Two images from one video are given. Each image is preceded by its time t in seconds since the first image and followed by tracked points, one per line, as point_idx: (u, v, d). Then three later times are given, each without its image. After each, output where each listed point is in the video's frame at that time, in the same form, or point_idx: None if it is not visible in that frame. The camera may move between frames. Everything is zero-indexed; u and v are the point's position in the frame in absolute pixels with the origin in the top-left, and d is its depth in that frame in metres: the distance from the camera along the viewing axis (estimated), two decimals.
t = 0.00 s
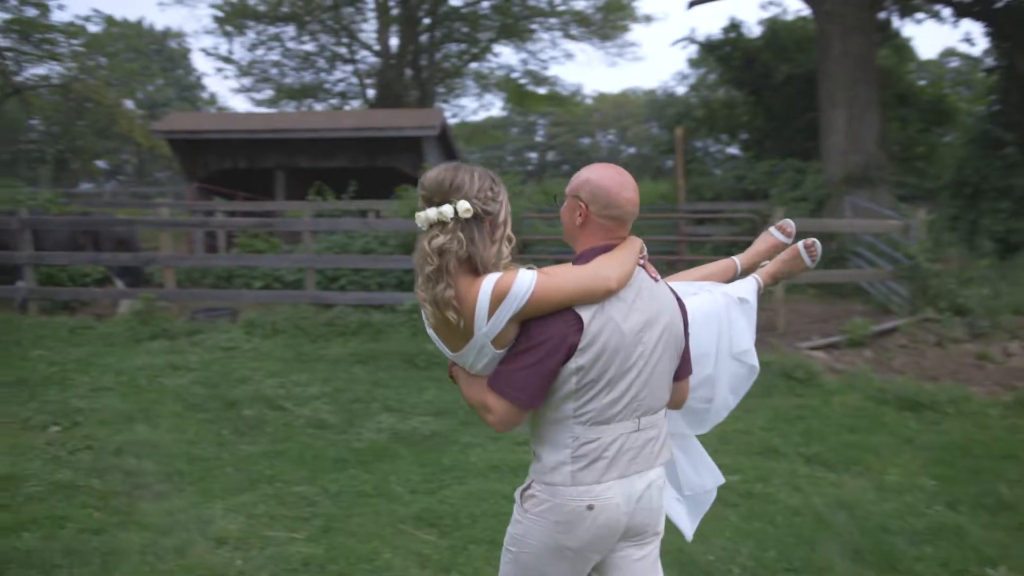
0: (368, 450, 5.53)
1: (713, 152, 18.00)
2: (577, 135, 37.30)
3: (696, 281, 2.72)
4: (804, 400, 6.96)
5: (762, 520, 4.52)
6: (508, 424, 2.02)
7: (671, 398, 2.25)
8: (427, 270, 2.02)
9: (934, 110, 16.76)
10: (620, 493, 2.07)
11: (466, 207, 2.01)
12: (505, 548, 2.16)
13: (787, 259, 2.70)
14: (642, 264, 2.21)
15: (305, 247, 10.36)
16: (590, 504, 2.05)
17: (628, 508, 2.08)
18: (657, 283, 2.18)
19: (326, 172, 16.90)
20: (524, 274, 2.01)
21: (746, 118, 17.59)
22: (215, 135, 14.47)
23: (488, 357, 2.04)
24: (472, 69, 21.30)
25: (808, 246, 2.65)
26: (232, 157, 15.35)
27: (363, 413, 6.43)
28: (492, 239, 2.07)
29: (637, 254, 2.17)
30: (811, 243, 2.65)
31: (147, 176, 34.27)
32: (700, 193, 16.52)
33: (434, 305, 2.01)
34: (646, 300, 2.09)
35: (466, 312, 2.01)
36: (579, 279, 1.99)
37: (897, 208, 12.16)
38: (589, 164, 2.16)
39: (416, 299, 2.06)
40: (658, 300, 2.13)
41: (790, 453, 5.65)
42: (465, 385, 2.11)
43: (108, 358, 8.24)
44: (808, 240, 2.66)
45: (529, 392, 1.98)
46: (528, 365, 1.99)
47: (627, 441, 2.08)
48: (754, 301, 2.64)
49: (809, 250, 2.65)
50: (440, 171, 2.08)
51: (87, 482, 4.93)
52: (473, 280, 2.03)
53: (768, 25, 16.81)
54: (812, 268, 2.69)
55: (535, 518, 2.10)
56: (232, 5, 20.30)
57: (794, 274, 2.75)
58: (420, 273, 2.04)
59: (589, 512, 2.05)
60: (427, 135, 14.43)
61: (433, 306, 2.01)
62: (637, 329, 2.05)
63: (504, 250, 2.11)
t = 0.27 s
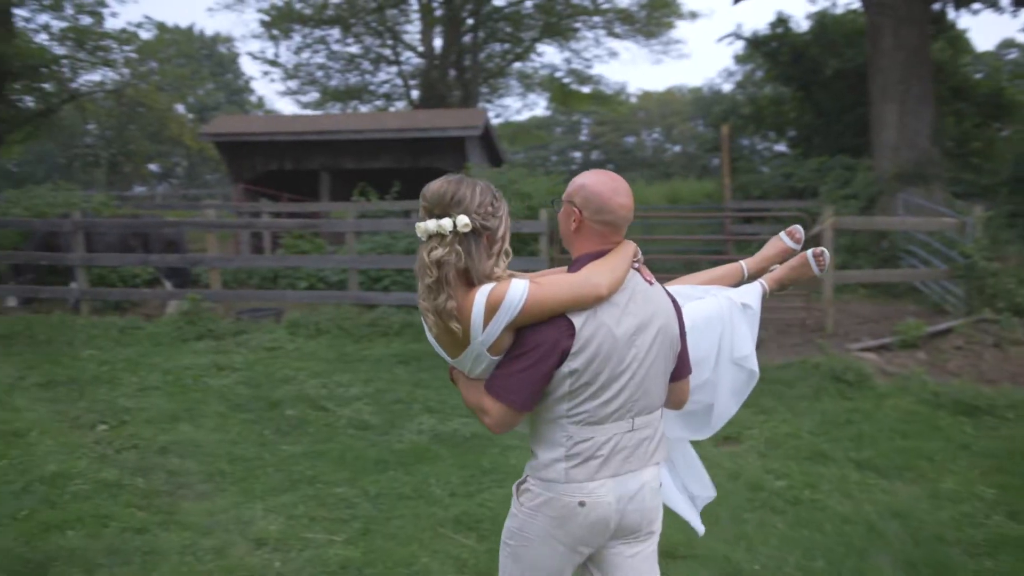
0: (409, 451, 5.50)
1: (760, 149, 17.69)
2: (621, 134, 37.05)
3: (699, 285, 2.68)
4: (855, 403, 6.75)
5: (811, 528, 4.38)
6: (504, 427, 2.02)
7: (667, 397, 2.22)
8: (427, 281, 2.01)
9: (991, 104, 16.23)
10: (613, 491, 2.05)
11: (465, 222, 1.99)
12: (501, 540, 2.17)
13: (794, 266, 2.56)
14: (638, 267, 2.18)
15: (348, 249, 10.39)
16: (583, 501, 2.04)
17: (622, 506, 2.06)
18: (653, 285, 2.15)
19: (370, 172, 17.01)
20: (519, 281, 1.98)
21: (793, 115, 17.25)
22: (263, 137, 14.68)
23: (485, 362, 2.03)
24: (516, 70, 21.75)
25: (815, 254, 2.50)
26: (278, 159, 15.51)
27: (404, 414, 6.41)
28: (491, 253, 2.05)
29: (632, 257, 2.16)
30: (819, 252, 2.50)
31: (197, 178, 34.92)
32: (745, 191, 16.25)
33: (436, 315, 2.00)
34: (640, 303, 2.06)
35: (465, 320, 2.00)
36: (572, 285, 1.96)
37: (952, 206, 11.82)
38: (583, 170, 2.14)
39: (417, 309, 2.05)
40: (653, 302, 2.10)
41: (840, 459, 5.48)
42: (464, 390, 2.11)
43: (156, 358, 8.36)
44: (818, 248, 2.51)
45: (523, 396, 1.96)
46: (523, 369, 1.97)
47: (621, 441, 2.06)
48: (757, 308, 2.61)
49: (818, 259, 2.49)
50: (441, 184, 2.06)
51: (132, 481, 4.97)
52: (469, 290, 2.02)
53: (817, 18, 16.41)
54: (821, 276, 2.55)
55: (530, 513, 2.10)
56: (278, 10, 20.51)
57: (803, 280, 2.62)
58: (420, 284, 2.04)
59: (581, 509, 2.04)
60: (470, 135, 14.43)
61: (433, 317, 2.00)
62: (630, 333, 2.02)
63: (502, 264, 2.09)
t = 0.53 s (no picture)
0: (441, 453, 5.47)
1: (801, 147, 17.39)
2: (660, 133, 36.73)
3: (697, 279, 2.80)
4: (899, 407, 6.57)
5: (853, 536, 4.25)
6: (495, 413, 2.06)
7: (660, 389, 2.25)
8: (416, 270, 2.06)
9: None
10: (607, 482, 2.08)
11: (452, 214, 2.03)
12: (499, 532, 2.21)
13: (792, 258, 2.76)
14: (633, 260, 2.21)
15: (385, 250, 10.39)
16: (577, 492, 2.07)
17: (616, 496, 2.10)
18: (647, 280, 2.17)
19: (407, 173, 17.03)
20: (508, 270, 2.03)
21: (836, 111, 16.94)
22: (301, 139, 14.82)
23: (476, 349, 2.08)
24: (553, 69, 21.70)
25: (814, 244, 2.71)
26: (316, 160, 15.64)
27: (438, 416, 6.39)
28: (479, 241, 2.09)
29: (625, 251, 2.17)
30: (818, 242, 2.71)
31: (239, 180, 35.40)
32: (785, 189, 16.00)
33: (423, 303, 2.05)
34: (630, 296, 2.09)
35: (454, 308, 2.05)
36: (559, 276, 1.99)
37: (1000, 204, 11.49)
38: (577, 165, 2.17)
39: (406, 296, 2.11)
40: (644, 296, 2.12)
41: (883, 464, 5.32)
42: (460, 374, 2.17)
43: (195, 358, 8.45)
44: (815, 238, 2.72)
45: (514, 383, 2.01)
46: (513, 356, 2.02)
47: (614, 433, 2.09)
48: (754, 301, 2.73)
49: (815, 248, 2.70)
50: (430, 177, 2.10)
51: (168, 481, 5.00)
52: (459, 279, 2.06)
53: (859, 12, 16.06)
54: (818, 267, 2.75)
55: (528, 505, 2.13)
56: (317, 13, 20.65)
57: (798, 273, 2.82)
58: (410, 273, 2.08)
59: (576, 500, 2.07)
60: (506, 135, 14.39)
61: (420, 305, 2.06)
62: (620, 324, 2.05)
63: (491, 253, 2.12)
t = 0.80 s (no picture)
0: (469, 454, 5.42)
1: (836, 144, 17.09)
2: (694, 131, 36.37)
3: (697, 274, 2.76)
4: (939, 409, 6.39)
5: (890, 543, 4.12)
6: (489, 398, 2.09)
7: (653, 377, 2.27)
8: (409, 259, 2.11)
9: None
10: (604, 465, 2.12)
11: (441, 201, 2.09)
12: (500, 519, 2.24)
13: (791, 256, 2.72)
14: (625, 248, 2.22)
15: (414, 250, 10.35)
16: (575, 476, 2.10)
17: (613, 480, 2.13)
18: (638, 267, 2.18)
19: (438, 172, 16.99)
20: (498, 256, 2.07)
21: (873, 107, 16.62)
22: (331, 139, 14.87)
23: (469, 335, 2.11)
24: (585, 68, 21.59)
25: (813, 242, 2.65)
26: (347, 160, 15.69)
27: (466, 416, 6.34)
28: (472, 227, 2.15)
29: (616, 239, 2.20)
30: (817, 241, 2.66)
31: (273, 181, 35.74)
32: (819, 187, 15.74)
33: (414, 291, 2.11)
34: (620, 281, 2.11)
35: (446, 295, 2.10)
36: (547, 261, 2.03)
37: None
38: (570, 156, 2.21)
39: (398, 285, 2.16)
40: (635, 282, 2.14)
41: (922, 468, 5.17)
42: (455, 362, 2.20)
43: (225, 358, 8.49)
44: (815, 235, 2.67)
45: (505, 368, 2.04)
46: (503, 341, 2.05)
47: (608, 417, 2.12)
48: (753, 297, 2.69)
49: (815, 245, 2.65)
50: (420, 168, 2.16)
51: (196, 481, 5.01)
52: (451, 266, 2.11)
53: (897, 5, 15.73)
54: (818, 265, 2.69)
55: (528, 494, 2.16)
56: (349, 14, 20.72)
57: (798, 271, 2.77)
58: (404, 262, 2.14)
59: (576, 485, 2.10)
60: (537, 134, 14.32)
61: (409, 293, 2.11)
62: (608, 309, 2.07)
63: (484, 240, 2.18)
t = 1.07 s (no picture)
0: (493, 455, 5.37)
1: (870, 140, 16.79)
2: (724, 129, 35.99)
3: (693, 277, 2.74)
4: (976, 411, 6.21)
5: (925, 550, 3.99)
6: (479, 394, 2.07)
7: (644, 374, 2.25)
8: (401, 254, 2.11)
9: None
10: (597, 460, 2.10)
11: (432, 196, 2.07)
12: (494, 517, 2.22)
13: (785, 258, 2.64)
14: (615, 248, 2.21)
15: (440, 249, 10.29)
16: (568, 472, 2.09)
17: (606, 475, 2.12)
18: (628, 267, 2.16)
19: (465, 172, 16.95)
20: (488, 252, 2.04)
21: (907, 102, 16.30)
22: (358, 138, 14.91)
23: (461, 331, 2.09)
24: (613, 66, 21.45)
25: (807, 243, 2.56)
26: (374, 160, 15.72)
27: (491, 416, 6.28)
28: (463, 223, 2.13)
29: (607, 238, 2.18)
30: (811, 241, 2.57)
31: (304, 181, 35.98)
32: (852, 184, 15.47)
33: (408, 285, 2.10)
34: (609, 278, 2.09)
35: (438, 290, 2.09)
36: (535, 258, 2.00)
37: None
38: (562, 158, 2.21)
39: (396, 280, 2.16)
40: (625, 281, 2.12)
41: (958, 472, 5.01)
42: (448, 357, 2.18)
43: (252, 357, 8.52)
44: (809, 237, 2.57)
45: (494, 363, 2.01)
46: (493, 338, 2.02)
47: (599, 414, 2.10)
48: (749, 299, 2.65)
49: (808, 247, 2.55)
50: (412, 165, 2.15)
51: (219, 480, 5.00)
52: (444, 261, 2.10)
53: None
54: (814, 266, 2.60)
55: (523, 491, 2.14)
56: (377, 14, 20.78)
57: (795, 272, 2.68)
58: (397, 257, 2.13)
59: (570, 481, 2.08)
60: (564, 133, 14.22)
61: (407, 286, 2.11)
62: (598, 306, 2.05)
63: (476, 236, 2.16)
